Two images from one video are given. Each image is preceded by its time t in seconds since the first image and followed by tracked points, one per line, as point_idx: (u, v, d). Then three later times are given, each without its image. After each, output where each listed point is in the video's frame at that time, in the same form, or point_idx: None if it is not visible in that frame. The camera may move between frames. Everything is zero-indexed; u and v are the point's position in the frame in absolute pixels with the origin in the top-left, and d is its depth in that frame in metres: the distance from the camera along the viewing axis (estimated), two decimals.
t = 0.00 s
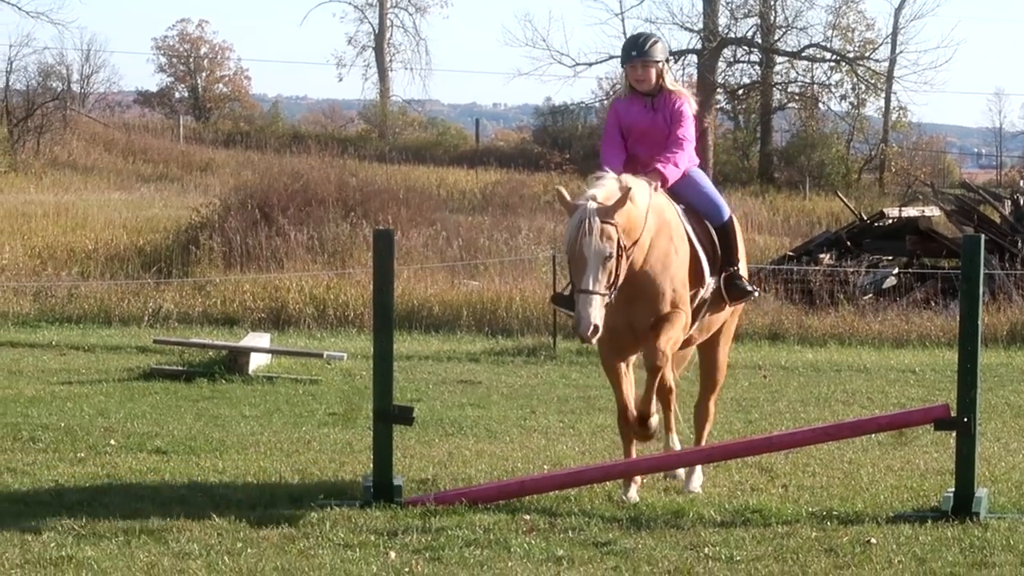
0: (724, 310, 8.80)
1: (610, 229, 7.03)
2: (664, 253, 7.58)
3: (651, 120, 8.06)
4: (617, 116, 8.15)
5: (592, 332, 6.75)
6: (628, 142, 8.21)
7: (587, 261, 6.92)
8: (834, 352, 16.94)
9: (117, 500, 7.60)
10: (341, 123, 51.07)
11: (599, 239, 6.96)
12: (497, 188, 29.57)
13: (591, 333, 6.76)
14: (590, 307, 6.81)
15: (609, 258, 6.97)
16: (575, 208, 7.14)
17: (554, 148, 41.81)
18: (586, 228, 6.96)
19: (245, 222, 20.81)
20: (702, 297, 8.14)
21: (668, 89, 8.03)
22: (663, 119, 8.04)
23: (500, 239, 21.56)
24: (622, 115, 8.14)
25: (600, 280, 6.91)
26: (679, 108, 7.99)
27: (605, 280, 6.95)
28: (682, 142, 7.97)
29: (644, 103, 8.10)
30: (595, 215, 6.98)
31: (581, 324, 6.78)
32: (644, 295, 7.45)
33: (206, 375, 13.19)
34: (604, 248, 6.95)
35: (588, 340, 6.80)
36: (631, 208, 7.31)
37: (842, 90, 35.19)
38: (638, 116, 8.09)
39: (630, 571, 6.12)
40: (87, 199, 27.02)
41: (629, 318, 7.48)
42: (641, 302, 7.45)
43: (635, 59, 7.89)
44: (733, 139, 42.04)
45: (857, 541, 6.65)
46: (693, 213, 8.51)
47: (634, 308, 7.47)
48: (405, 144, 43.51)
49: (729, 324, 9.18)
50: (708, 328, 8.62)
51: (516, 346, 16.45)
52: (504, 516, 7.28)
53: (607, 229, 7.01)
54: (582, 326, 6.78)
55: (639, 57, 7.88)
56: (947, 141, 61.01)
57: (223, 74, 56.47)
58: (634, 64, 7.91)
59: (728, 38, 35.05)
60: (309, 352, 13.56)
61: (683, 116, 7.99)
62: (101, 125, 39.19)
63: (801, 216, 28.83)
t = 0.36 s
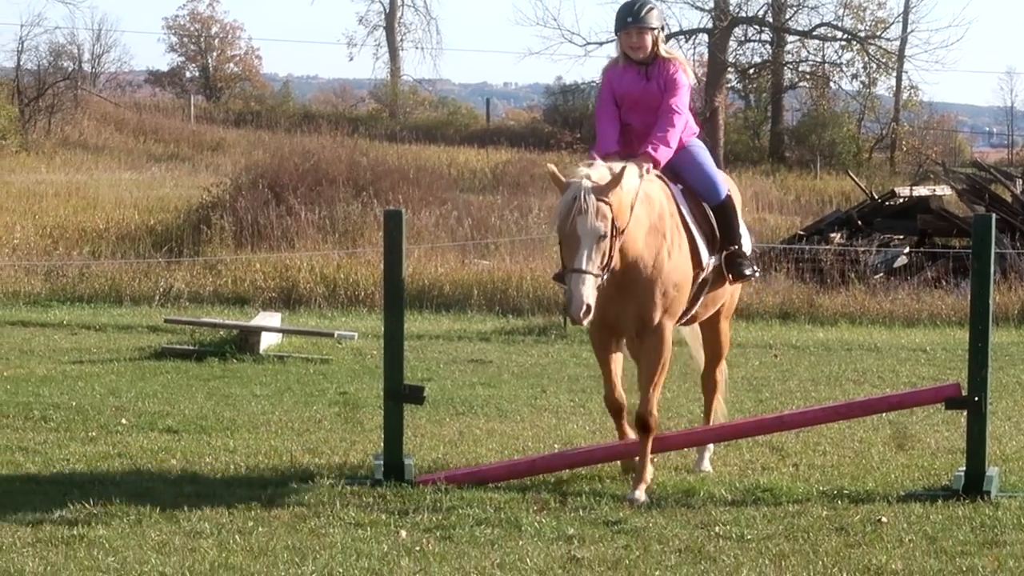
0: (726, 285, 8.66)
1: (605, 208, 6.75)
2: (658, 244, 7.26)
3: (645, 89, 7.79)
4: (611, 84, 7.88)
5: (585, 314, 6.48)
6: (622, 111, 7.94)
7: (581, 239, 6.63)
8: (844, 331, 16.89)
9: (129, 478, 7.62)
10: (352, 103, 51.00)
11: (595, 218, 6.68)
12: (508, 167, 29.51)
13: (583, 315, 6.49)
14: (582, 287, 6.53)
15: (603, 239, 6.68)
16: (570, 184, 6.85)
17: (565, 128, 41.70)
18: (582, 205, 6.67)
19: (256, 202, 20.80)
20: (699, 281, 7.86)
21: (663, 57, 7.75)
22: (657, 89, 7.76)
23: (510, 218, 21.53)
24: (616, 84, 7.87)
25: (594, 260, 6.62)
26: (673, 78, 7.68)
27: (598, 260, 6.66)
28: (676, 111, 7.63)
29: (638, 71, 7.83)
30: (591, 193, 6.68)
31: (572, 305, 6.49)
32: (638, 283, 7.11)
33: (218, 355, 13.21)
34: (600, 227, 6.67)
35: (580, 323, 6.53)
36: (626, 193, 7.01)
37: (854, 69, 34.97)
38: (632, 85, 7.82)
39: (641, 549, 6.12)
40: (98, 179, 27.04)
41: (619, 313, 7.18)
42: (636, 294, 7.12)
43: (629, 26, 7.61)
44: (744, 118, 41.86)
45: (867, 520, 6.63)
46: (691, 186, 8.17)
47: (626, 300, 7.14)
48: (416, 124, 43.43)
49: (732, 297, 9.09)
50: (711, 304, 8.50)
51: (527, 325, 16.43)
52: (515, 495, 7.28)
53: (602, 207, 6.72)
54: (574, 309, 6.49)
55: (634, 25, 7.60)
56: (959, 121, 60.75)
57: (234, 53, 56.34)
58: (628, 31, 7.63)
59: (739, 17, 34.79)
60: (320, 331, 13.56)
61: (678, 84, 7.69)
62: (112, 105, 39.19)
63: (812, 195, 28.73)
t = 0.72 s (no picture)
0: (724, 282, 8.29)
1: (612, 214, 6.40)
2: (664, 243, 6.95)
3: (648, 85, 7.53)
4: (613, 79, 7.60)
5: (595, 325, 6.18)
6: (624, 107, 7.67)
7: (589, 249, 6.29)
8: (865, 312, 16.78)
9: (150, 458, 7.63)
10: (372, 83, 50.93)
11: (604, 227, 6.33)
12: (527, 148, 29.42)
13: (594, 327, 6.18)
14: (592, 298, 6.20)
15: (612, 247, 6.35)
16: (573, 192, 6.49)
17: (586, 108, 41.54)
18: (590, 214, 6.33)
19: (276, 182, 20.80)
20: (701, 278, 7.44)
21: (668, 54, 7.50)
22: (661, 85, 7.51)
23: (530, 199, 21.46)
24: (618, 79, 7.59)
25: (603, 268, 6.29)
26: (678, 75, 7.44)
27: (609, 270, 6.33)
28: (679, 109, 7.38)
29: (642, 67, 7.57)
30: (599, 201, 6.34)
31: (583, 316, 6.18)
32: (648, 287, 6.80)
33: (238, 335, 13.22)
34: (608, 235, 6.33)
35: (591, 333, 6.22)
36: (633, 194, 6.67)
37: (874, 50, 34.64)
38: (635, 80, 7.55)
39: (661, 530, 6.08)
40: (118, 159, 27.09)
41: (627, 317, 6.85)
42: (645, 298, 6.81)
43: (634, 19, 7.32)
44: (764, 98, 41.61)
45: (887, 501, 6.57)
46: (692, 184, 7.89)
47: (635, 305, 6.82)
48: (436, 104, 43.34)
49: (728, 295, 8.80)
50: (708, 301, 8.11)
51: (547, 306, 16.38)
52: (535, 476, 7.25)
53: (609, 215, 6.38)
54: (585, 320, 6.18)
55: (640, 17, 7.32)
56: (981, 101, 60.30)
57: (254, 34, 56.22)
58: (634, 24, 7.35)
59: None
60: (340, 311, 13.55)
61: (683, 82, 7.44)
62: (132, 85, 39.23)
63: (833, 176, 28.55)
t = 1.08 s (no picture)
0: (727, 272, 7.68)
1: (605, 184, 6.11)
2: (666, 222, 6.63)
3: (644, 63, 7.02)
4: (607, 59, 7.10)
5: (580, 299, 5.88)
6: (619, 87, 7.17)
7: (579, 220, 6.01)
8: (885, 293, 16.67)
9: (169, 439, 7.63)
10: (392, 64, 50.84)
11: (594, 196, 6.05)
12: (547, 129, 29.32)
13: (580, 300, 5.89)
14: (579, 271, 5.92)
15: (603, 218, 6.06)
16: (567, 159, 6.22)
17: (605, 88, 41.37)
18: (582, 182, 6.05)
19: (296, 163, 20.77)
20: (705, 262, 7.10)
21: (663, 30, 7.01)
22: (658, 63, 7.00)
23: (549, 179, 21.39)
24: (613, 59, 7.09)
25: (592, 242, 6.01)
26: (675, 52, 6.95)
27: (598, 243, 6.04)
28: (679, 88, 6.90)
29: (638, 44, 7.06)
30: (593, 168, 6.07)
31: (569, 289, 5.88)
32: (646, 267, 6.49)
33: (257, 315, 13.22)
34: (599, 206, 6.05)
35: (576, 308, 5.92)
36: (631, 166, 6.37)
37: (895, 31, 34.31)
38: (630, 58, 7.04)
39: (681, 511, 6.04)
40: (138, 140, 27.13)
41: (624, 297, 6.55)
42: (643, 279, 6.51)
43: None
44: (784, 79, 41.34)
45: (907, 482, 6.51)
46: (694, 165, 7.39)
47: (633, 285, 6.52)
48: (456, 85, 43.23)
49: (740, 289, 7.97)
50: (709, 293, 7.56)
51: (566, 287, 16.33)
52: (555, 457, 7.21)
53: (602, 185, 6.10)
54: (570, 294, 5.89)
55: None
56: (1002, 83, 59.86)
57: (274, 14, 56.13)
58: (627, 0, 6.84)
59: None
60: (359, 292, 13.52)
61: (682, 59, 6.95)
62: (151, 66, 39.25)
63: (854, 157, 28.35)
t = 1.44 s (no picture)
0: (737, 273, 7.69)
1: (601, 133, 5.93)
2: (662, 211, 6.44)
3: (648, 51, 6.90)
4: (610, 49, 7.00)
5: (568, 244, 5.65)
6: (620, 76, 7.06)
7: (571, 166, 5.81)
8: (895, 287, 16.62)
9: (180, 433, 7.65)
10: (402, 57, 50.79)
11: (590, 143, 5.86)
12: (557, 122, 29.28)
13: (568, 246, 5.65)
14: (569, 217, 5.70)
15: (597, 166, 5.85)
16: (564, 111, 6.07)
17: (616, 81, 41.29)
18: (577, 129, 5.87)
19: (306, 157, 20.78)
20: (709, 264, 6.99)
21: (669, 17, 6.88)
22: (662, 51, 6.88)
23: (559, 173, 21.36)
24: (615, 47, 6.98)
25: (585, 190, 5.80)
26: (681, 40, 6.82)
27: (591, 192, 5.83)
28: (683, 80, 6.78)
29: (642, 32, 6.94)
30: (590, 118, 5.91)
31: (558, 234, 5.65)
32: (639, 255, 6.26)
33: (268, 310, 13.23)
34: (594, 153, 5.85)
35: (566, 255, 5.67)
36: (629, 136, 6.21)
37: (905, 24, 34.17)
38: (633, 46, 6.93)
39: (691, 506, 6.02)
40: (149, 134, 27.16)
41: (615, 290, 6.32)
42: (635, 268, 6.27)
43: None
44: (794, 72, 41.22)
45: (917, 476, 6.48)
46: (699, 163, 7.29)
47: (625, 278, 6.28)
48: (466, 78, 43.18)
49: (744, 279, 7.90)
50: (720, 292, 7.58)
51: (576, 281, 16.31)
52: (566, 451, 7.21)
53: (596, 133, 5.91)
54: (559, 238, 5.65)
55: None
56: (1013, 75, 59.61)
57: (284, 8, 56.12)
58: None
59: None
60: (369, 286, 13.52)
61: (686, 49, 6.82)
62: (162, 59, 39.28)
63: (865, 150, 28.25)
